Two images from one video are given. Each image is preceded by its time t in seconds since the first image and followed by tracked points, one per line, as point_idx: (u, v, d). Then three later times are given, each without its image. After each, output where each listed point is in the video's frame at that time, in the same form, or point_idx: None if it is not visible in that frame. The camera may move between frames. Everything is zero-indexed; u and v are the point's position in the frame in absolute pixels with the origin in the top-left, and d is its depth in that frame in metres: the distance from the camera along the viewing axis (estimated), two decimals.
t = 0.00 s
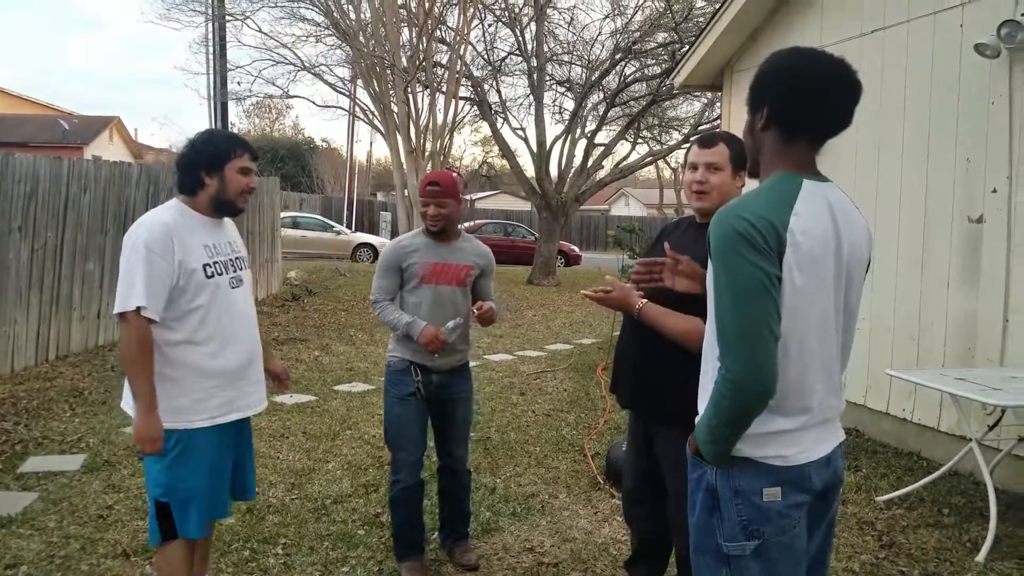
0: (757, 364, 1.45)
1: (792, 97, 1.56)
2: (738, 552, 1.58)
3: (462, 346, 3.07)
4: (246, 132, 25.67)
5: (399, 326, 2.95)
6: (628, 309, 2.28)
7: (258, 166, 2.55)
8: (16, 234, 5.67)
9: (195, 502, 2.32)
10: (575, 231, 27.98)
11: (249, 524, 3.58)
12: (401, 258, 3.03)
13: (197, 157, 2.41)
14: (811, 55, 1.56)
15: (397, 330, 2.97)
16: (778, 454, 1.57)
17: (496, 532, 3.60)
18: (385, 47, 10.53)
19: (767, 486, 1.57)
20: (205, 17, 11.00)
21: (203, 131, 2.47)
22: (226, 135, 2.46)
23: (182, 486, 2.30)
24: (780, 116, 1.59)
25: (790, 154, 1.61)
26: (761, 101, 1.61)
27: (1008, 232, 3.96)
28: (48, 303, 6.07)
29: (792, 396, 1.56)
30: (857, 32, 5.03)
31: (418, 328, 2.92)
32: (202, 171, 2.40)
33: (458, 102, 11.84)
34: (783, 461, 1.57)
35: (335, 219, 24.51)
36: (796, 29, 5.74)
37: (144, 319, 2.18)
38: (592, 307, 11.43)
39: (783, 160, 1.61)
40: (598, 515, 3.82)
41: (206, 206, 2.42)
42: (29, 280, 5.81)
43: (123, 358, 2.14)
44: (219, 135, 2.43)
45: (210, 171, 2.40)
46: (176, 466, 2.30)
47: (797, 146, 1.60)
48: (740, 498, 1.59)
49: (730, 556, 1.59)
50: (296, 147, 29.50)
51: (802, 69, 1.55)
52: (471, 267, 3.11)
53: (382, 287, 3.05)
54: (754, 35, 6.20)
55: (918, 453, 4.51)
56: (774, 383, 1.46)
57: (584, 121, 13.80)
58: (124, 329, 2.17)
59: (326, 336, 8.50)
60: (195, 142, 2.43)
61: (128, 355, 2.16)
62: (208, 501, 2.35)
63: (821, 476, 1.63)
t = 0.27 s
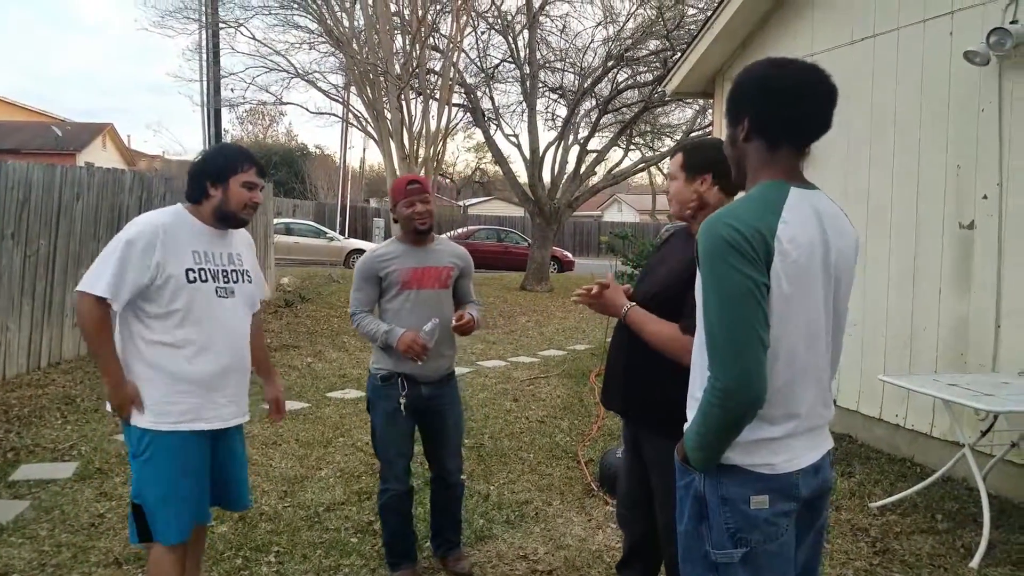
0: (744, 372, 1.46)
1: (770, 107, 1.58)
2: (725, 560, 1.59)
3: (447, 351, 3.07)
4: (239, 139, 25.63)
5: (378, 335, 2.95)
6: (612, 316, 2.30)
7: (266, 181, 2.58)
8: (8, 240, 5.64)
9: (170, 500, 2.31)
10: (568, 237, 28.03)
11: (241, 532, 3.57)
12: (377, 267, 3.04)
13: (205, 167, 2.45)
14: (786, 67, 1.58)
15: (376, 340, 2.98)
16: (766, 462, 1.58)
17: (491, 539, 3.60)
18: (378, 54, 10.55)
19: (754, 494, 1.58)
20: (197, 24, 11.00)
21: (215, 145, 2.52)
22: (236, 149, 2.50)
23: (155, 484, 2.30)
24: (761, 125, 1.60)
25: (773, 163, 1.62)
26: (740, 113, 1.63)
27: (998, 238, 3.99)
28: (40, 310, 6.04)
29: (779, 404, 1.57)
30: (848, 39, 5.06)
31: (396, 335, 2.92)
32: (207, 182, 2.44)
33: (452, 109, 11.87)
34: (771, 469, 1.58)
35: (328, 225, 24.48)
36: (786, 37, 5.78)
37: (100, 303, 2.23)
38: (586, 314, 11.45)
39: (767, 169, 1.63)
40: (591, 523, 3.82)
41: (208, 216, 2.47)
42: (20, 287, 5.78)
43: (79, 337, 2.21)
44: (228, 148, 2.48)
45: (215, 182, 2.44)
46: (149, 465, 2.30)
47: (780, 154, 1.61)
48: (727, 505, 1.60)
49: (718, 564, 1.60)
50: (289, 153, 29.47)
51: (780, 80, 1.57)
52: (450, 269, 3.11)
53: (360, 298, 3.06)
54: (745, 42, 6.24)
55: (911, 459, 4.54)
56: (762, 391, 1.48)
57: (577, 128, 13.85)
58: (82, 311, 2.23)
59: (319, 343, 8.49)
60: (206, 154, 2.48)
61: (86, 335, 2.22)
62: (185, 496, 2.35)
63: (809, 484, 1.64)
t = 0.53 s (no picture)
0: (737, 378, 1.47)
1: (753, 113, 1.60)
2: (718, 567, 1.60)
3: (442, 358, 3.07)
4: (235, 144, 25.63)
5: (370, 344, 2.97)
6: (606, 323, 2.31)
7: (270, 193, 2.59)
8: (4, 245, 5.64)
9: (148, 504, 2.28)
10: (564, 243, 28.06)
11: (236, 537, 3.56)
12: (366, 276, 3.04)
13: (210, 176, 2.46)
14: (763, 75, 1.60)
15: (369, 349, 2.98)
16: (763, 473, 1.59)
17: (486, 545, 3.59)
18: (375, 60, 10.57)
19: (748, 503, 1.59)
20: (195, 29, 11.00)
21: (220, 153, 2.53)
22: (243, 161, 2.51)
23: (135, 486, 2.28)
24: (746, 131, 1.62)
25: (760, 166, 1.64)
26: (723, 120, 1.64)
27: (994, 247, 4.02)
28: (36, 315, 6.03)
29: (773, 411, 1.58)
30: (844, 47, 5.10)
31: (388, 342, 2.92)
32: (212, 191, 2.45)
33: (449, 115, 11.89)
34: (768, 478, 1.59)
35: (324, 231, 24.47)
36: (782, 45, 5.81)
37: (82, 291, 2.26)
38: (582, 320, 11.46)
39: (753, 174, 1.65)
40: (587, 529, 3.82)
41: (210, 223, 2.48)
42: (16, 291, 5.76)
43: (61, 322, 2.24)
44: (235, 161, 2.49)
45: (219, 192, 2.45)
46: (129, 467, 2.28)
47: (766, 158, 1.64)
48: (721, 513, 1.61)
49: (709, 570, 1.61)
50: (285, 158, 29.48)
51: (762, 87, 1.59)
52: (442, 273, 3.13)
53: (351, 308, 3.06)
54: (741, 50, 6.27)
55: (906, 466, 4.55)
56: (754, 396, 1.48)
57: (573, 135, 13.88)
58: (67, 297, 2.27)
59: (314, 348, 8.48)
60: (212, 162, 2.48)
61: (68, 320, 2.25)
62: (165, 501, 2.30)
63: (803, 494, 1.65)
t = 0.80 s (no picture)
0: (736, 383, 1.47)
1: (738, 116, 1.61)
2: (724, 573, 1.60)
3: (442, 362, 3.08)
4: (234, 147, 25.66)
5: (369, 341, 2.93)
6: (607, 328, 2.31)
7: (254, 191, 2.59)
8: (3, 248, 5.64)
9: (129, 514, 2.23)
10: (563, 246, 28.10)
11: (236, 540, 3.56)
12: (365, 276, 3.03)
13: (196, 180, 2.42)
14: (740, 76, 1.62)
15: (367, 347, 2.95)
16: (768, 477, 1.60)
17: (485, 548, 3.60)
18: (374, 63, 10.59)
19: (755, 508, 1.60)
20: (194, 32, 11.02)
21: (202, 153, 2.48)
22: (228, 161, 2.49)
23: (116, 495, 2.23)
24: (732, 133, 1.62)
25: (746, 169, 1.65)
26: (706, 123, 1.65)
27: (993, 249, 4.03)
28: (35, 318, 6.03)
29: (774, 414, 1.59)
30: (843, 50, 5.11)
31: (387, 338, 2.90)
32: (201, 196, 2.42)
33: (447, 118, 11.92)
34: (774, 483, 1.60)
35: (323, 233, 24.49)
36: (780, 48, 5.83)
37: (87, 320, 2.17)
38: (580, 322, 11.48)
39: (740, 177, 1.65)
40: (586, 531, 3.83)
41: (197, 228, 2.45)
42: (16, 294, 5.77)
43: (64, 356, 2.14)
44: (221, 160, 2.46)
45: (210, 196, 2.42)
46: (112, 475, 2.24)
47: (751, 161, 1.65)
48: (727, 518, 1.61)
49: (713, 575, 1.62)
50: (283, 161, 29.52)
51: (744, 89, 1.61)
52: (442, 276, 3.15)
53: (349, 308, 3.03)
54: (740, 52, 6.29)
55: (906, 468, 4.56)
56: (754, 400, 1.49)
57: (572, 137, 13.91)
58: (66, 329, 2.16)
59: (313, 351, 8.48)
60: (195, 165, 2.44)
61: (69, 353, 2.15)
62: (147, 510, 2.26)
63: (807, 495, 1.66)
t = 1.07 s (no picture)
0: (734, 385, 1.47)
1: (729, 115, 1.61)
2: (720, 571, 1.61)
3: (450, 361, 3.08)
4: (235, 147, 25.68)
5: (372, 322, 2.90)
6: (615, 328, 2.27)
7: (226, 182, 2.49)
8: (6, 248, 5.65)
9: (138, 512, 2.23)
10: (564, 245, 28.11)
11: (238, 539, 3.57)
12: (376, 268, 3.06)
13: (172, 180, 2.30)
14: (728, 72, 1.61)
15: (371, 330, 2.92)
16: (766, 476, 1.59)
17: (486, 547, 3.60)
18: (375, 62, 10.60)
19: (753, 506, 1.60)
20: (195, 32, 11.03)
21: (171, 149, 2.35)
22: (200, 154, 2.38)
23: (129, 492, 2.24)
24: (724, 132, 1.62)
25: (740, 167, 1.66)
26: (697, 123, 1.65)
27: (996, 247, 4.03)
28: (38, 318, 6.04)
29: (773, 414, 1.58)
30: (845, 48, 5.11)
31: (391, 314, 2.89)
32: (181, 197, 2.31)
33: (449, 118, 11.92)
34: (772, 482, 1.60)
35: (325, 234, 24.52)
36: (782, 46, 5.82)
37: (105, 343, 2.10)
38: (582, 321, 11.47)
39: (733, 175, 1.66)
40: (588, 530, 3.83)
41: (177, 229, 2.36)
42: (19, 294, 5.78)
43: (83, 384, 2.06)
44: (194, 154, 2.35)
45: (189, 197, 2.33)
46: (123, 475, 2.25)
47: (744, 159, 1.65)
48: (724, 516, 1.61)
49: (710, 573, 1.63)
50: (285, 161, 29.55)
51: (737, 88, 1.60)
52: (455, 278, 3.15)
53: (356, 298, 3.01)
54: (741, 51, 6.29)
55: (908, 467, 4.56)
56: (753, 400, 1.49)
57: (574, 137, 13.91)
58: (82, 355, 2.09)
59: (315, 351, 8.49)
60: (167, 162, 2.31)
61: (88, 380, 2.08)
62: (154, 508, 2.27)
63: (807, 495, 1.67)
